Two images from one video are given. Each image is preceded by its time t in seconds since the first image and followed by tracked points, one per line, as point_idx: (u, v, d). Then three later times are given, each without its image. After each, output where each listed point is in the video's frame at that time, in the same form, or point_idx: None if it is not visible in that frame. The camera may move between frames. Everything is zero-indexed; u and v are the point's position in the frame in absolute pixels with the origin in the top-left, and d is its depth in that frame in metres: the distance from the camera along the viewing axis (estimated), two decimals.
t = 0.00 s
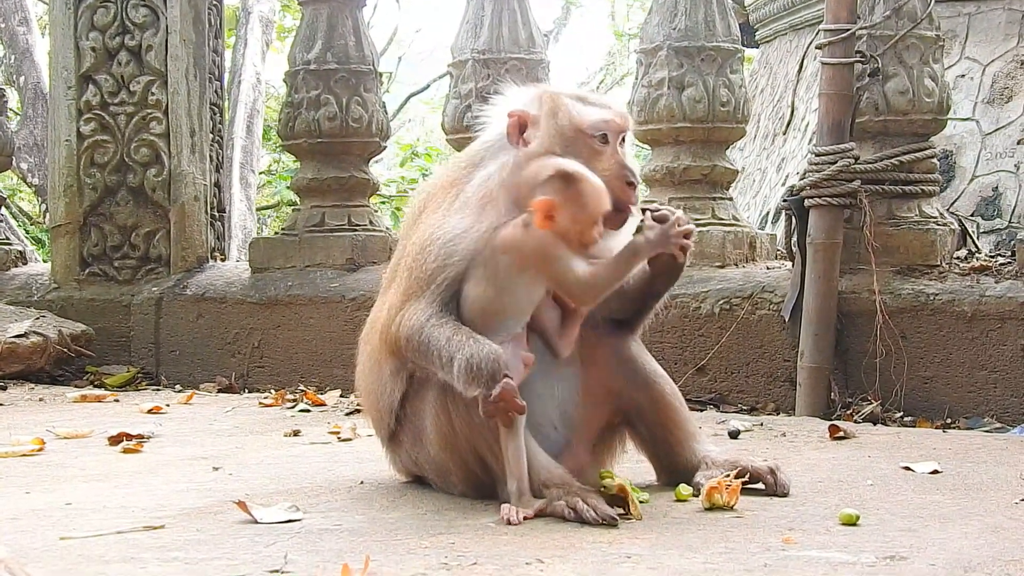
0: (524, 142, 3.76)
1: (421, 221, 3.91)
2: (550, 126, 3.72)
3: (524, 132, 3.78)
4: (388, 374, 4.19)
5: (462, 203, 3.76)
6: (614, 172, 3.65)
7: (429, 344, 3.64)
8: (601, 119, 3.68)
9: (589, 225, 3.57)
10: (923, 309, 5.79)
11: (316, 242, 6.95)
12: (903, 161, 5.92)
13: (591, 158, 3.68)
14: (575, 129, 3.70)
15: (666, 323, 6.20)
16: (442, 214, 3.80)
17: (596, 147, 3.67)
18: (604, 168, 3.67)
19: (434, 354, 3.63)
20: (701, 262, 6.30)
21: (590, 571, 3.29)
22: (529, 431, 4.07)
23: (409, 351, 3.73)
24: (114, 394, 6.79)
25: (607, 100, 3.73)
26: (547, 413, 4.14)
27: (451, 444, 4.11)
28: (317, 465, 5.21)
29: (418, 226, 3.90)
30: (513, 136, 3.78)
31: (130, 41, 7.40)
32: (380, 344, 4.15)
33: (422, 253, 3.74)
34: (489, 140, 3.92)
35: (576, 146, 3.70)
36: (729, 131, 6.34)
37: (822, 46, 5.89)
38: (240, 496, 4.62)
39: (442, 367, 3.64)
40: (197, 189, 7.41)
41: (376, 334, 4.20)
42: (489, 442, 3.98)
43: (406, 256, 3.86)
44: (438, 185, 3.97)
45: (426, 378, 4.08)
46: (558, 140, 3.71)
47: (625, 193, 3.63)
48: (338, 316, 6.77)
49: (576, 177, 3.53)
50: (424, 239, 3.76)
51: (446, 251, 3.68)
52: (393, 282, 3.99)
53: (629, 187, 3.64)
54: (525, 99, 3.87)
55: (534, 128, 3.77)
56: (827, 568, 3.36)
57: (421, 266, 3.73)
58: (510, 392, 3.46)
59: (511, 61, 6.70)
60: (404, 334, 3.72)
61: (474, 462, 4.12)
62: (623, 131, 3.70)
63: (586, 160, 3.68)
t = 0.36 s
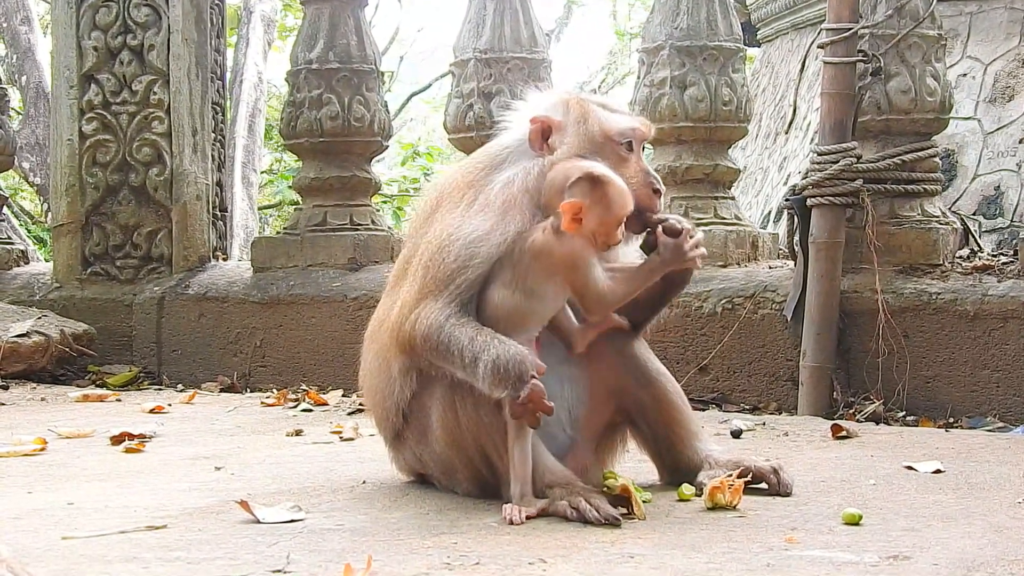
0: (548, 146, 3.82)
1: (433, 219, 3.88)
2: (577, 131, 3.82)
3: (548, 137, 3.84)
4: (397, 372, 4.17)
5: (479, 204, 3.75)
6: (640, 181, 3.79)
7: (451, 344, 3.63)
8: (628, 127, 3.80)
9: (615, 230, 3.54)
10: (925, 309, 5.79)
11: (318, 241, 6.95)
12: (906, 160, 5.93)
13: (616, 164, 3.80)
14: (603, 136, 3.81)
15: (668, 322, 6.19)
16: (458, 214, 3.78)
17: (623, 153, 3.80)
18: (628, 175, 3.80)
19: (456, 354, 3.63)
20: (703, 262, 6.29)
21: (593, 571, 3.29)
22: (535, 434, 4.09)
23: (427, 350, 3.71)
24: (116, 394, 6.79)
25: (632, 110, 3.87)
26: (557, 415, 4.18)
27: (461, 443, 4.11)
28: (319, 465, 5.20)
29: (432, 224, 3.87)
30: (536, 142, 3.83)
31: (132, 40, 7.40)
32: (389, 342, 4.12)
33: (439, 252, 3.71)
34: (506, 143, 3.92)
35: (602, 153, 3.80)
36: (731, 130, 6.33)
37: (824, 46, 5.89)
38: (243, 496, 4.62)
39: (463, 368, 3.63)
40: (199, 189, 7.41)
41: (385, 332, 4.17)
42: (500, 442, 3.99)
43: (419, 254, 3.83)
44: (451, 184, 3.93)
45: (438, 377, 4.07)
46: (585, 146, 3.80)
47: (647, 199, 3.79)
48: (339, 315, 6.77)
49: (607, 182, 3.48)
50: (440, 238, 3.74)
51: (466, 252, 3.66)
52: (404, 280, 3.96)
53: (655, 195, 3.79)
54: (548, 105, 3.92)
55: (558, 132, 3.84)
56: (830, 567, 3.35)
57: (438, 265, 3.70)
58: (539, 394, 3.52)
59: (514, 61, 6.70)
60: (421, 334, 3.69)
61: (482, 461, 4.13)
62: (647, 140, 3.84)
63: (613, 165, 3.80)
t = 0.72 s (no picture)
0: (543, 151, 3.81)
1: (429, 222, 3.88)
2: (569, 138, 3.80)
3: (542, 141, 3.84)
4: (395, 374, 4.18)
5: (474, 207, 3.75)
6: (629, 193, 3.77)
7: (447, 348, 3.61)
8: (622, 138, 3.78)
9: (595, 228, 3.63)
10: (926, 309, 5.79)
11: (319, 242, 6.94)
12: (907, 161, 5.91)
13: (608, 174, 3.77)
14: (595, 146, 3.79)
15: (669, 323, 6.19)
16: (453, 217, 3.78)
17: (615, 164, 3.77)
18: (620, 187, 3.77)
19: (452, 358, 3.62)
20: (704, 263, 6.28)
21: (594, 572, 3.29)
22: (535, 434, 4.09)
23: (423, 354, 3.70)
24: (117, 395, 6.79)
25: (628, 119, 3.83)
26: (557, 417, 4.16)
27: (460, 445, 4.10)
28: (321, 466, 5.20)
29: (427, 227, 3.88)
30: (530, 144, 3.84)
31: (133, 42, 7.40)
32: (388, 346, 4.13)
33: (433, 255, 3.71)
34: (500, 146, 3.92)
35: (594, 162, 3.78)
36: (732, 131, 6.33)
37: (826, 46, 5.90)
38: (244, 497, 4.62)
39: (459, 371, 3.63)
40: (200, 190, 7.41)
41: (384, 336, 4.18)
42: (498, 443, 3.98)
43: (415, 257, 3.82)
44: (447, 186, 3.93)
45: (436, 380, 4.07)
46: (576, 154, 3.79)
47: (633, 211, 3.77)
48: (340, 317, 6.77)
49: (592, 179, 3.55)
50: (435, 242, 3.74)
51: (460, 255, 3.66)
52: (401, 283, 3.95)
53: (643, 209, 3.77)
54: (542, 109, 3.92)
55: (552, 137, 3.82)
56: (831, 569, 3.35)
57: (433, 268, 3.70)
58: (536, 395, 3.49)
59: (515, 62, 6.70)
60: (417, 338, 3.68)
61: (482, 463, 4.13)
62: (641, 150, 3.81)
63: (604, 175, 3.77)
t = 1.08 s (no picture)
0: (526, 149, 3.98)
1: (423, 229, 4.05)
2: (549, 131, 3.93)
3: (523, 139, 4.01)
4: (394, 380, 4.20)
5: (464, 212, 3.92)
6: (617, 175, 3.84)
7: (442, 350, 3.76)
8: (600, 123, 3.88)
9: (599, 272, 3.60)
10: (928, 313, 5.79)
11: (321, 245, 6.95)
12: (909, 164, 5.90)
13: (591, 163, 3.89)
14: (575, 136, 3.90)
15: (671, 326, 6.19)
16: (445, 224, 3.94)
17: (597, 150, 3.88)
18: (604, 172, 3.88)
19: (445, 360, 3.75)
20: (707, 267, 6.28)
21: None
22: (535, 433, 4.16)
23: (419, 357, 3.85)
24: (119, 397, 6.80)
25: (604, 105, 3.94)
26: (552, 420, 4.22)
27: (460, 450, 4.11)
28: (324, 469, 5.21)
29: (421, 234, 4.05)
30: (513, 144, 4.00)
31: (136, 44, 7.41)
32: (387, 352, 4.15)
33: (427, 261, 3.87)
34: (485, 151, 4.11)
35: (577, 153, 3.90)
36: (735, 134, 6.33)
37: (828, 50, 5.90)
38: (247, 499, 4.63)
39: (453, 373, 3.76)
40: (202, 192, 7.42)
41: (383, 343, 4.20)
42: (497, 447, 3.98)
43: (411, 265, 3.98)
44: (439, 194, 4.12)
45: (434, 385, 4.08)
46: (559, 146, 3.91)
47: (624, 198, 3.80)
48: (342, 320, 6.77)
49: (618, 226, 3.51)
50: (428, 248, 3.90)
51: (452, 260, 3.81)
52: (398, 291, 4.11)
53: (632, 190, 3.80)
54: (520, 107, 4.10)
55: (533, 134, 3.99)
56: (834, 571, 3.36)
57: (427, 274, 3.86)
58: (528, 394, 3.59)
59: (517, 64, 6.70)
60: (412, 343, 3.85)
61: (484, 467, 4.12)
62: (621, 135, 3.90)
63: (586, 166, 3.89)
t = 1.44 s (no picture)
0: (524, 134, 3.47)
1: (414, 219, 3.62)
2: (546, 114, 3.40)
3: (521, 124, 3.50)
4: (383, 382, 3.69)
5: (457, 201, 3.48)
6: (621, 160, 3.30)
7: (431, 353, 3.34)
8: (601, 105, 3.35)
9: (589, 239, 3.13)
10: (966, 311, 5.31)
11: (306, 236, 6.45)
12: (946, 150, 5.43)
13: (593, 148, 3.34)
14: (575, 120, 3.37)
15: (686, 327, 5.71)
16: (436, 215, 3.51)
17: (599, 134, 3.34)
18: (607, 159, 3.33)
19: (434, 365, 3.34)
20: (726, 260, 5.81)
21: None
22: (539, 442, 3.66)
23: (408, 362, 3.43)
24: (86, 404, 6.31)
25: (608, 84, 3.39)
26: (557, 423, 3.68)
27: (458, 461, 3.60)
28: (309, 481, 4.67)
29: (411, 226, 3.61)
30: (508, 129, 3.50)
31: (102, 18, 6.91)
32: (377, 352, 3.65)
33: (417, 255, 3.44)
34: (478, 136, 3.63)
35: (577, 137, 3.36)
36: (756, 117, 5.85)
37: (857, 24, 5.40)
38: (223, 515, 4.06)
39: (444, 380, 3.34)
40: (175, 180, 6.92)
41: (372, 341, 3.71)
42: (500, 457, 3.48)
43: (401, 259, 3.54)
44: (430, 183, 3.66)
45: (432, 389, 3.59)
46: (557, 134, 3.38)
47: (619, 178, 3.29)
48: (328, 318, 6.28)
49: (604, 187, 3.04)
50: (417, 242, 3.47)
51: (443, 255, 3.38)
52: (386, 287, 3.67)
53: (638, 175, 3.28)
54: (516, 87, 3.57)
55: (530, 118, 3.48)
56: None
57: (417, 270, 3.43)
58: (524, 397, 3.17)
59: (519, 40, 6.21)
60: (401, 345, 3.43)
61: (483, 480, 3.61)
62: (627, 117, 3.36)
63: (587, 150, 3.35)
